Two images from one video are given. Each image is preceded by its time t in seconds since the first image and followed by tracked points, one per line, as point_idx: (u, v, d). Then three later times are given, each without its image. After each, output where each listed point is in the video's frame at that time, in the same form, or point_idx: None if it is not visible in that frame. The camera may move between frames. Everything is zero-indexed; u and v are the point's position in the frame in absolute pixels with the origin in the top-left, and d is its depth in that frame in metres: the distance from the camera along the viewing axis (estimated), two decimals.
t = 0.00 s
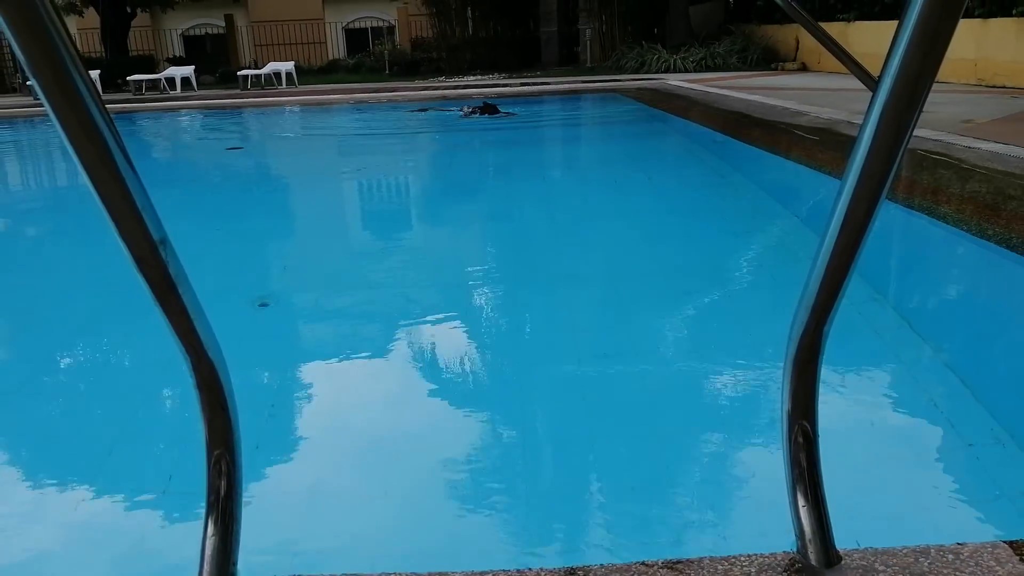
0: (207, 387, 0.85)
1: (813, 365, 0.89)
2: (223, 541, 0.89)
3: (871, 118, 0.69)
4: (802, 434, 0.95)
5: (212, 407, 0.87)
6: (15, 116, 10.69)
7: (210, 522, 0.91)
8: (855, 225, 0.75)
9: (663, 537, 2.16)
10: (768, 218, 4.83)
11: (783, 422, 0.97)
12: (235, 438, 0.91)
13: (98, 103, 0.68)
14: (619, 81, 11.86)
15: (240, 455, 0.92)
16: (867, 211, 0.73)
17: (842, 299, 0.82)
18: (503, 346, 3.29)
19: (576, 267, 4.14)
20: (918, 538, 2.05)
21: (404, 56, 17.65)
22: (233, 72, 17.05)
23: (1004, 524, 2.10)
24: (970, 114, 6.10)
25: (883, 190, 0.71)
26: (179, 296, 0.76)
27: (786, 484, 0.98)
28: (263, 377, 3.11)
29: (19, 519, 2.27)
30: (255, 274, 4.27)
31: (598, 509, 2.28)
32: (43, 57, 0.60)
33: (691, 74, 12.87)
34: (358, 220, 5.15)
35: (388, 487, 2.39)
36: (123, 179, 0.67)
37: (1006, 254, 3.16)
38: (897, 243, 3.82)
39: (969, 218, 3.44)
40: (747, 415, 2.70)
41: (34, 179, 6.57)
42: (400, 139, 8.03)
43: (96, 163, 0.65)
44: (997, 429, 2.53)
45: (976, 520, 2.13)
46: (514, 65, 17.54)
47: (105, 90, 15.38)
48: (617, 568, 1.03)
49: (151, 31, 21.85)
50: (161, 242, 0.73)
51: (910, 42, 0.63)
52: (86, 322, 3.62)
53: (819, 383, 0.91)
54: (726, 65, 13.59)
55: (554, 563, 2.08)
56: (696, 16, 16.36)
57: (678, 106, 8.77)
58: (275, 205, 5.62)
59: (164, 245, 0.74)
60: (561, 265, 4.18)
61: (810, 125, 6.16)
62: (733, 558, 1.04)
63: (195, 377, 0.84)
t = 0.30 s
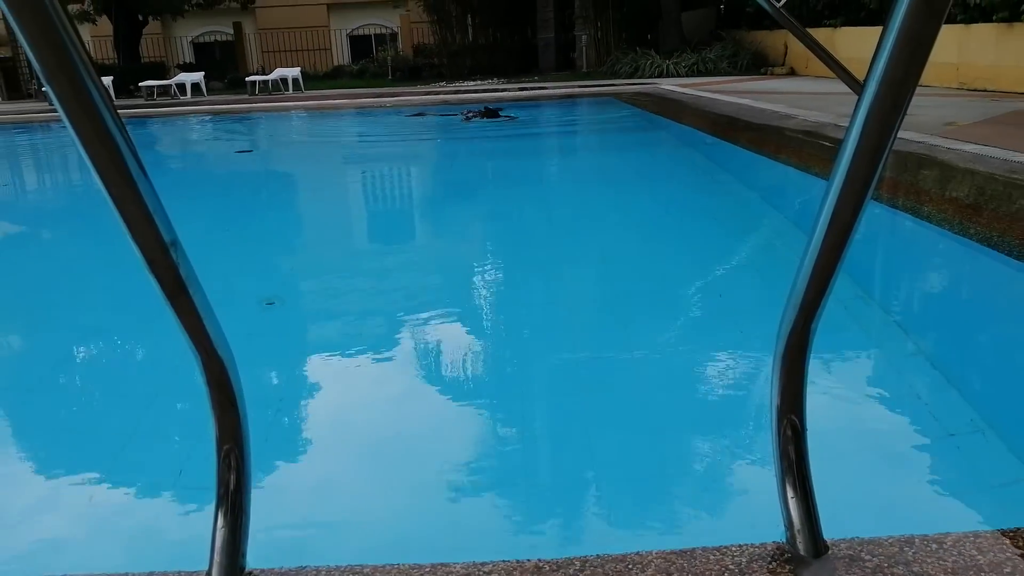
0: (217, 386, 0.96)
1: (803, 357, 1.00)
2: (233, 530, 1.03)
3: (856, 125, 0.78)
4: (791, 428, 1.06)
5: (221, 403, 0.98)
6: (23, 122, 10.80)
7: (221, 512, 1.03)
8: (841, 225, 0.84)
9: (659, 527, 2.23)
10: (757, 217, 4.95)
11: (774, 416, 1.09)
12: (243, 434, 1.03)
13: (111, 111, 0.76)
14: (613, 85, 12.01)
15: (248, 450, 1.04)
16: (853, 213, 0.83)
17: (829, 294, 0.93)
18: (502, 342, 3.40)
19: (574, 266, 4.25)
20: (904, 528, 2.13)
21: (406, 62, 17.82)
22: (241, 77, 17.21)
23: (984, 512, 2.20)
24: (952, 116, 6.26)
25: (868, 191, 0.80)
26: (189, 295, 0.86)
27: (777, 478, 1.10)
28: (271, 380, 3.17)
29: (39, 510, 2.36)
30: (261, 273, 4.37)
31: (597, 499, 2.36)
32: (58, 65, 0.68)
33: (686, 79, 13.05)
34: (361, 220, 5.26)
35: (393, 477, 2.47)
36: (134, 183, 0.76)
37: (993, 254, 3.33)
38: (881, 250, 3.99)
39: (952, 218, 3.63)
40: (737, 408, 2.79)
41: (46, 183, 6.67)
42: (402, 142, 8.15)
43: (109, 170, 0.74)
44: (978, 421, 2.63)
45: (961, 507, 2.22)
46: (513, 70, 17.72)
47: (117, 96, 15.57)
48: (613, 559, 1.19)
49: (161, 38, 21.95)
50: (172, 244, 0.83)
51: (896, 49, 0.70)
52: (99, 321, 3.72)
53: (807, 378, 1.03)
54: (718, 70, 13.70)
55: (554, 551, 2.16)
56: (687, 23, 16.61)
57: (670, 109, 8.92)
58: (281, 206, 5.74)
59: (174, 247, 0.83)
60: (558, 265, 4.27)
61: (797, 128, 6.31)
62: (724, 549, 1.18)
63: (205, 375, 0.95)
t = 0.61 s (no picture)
0: (226, 381, 1.10)
1: (793, 349, 1.08)
2: (241, 517, 1.20)
3: (846, 130, 0.85)
4: (783, 420, 1.16)
5: (229, 398, 1.12)
6: (30, 125, 10.90)
7: (229, 503, 1.19)
8: (831, 226, 0.93)
9: (651, 520, 2.28)
10: (749, 217, 5.05)
11: (767, 409, 1.18)
12: (249, 429, 1.17)
13: (121, 114, 0.85)
14: (610, 90, 12.13)
15: (253, 443, 1.19)
16: (843, 213, 0.91)
17: (820, 290, 1.01)
18: (502, 337, 3.48)
19: (571, 264, 4.33)
20: (892, 513, 2.20)
21: (408, 68, 18.01)
22: (246, 83, 17.35)
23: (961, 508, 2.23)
24: (940, 119, 6.38)
25: (857, 192, 0.88)
26: (197, 290, 0.97)
27: (770, 470, 1.21)
28: (278, 371, 3.27)
29: (54, 501, 2.44)
30: (269, 271, 4.46)
31: (593, 492, 2.42)
32: (69, 68, 0.75)
33: (681, 84, 13.19)
34: (365, 220, 5.36)
35: (395, 470, 2.53)
36: (139, 180, 0.85)
37: (977, 252, 3.44)
38: (871, 250, 4.08)
39: (939, 218, 3.77)
40: (731, 401, 2.87)
41: (56, 185, 6.76)
42: (404, 145, 8.26)
43: (118, 170, 0.83)
44: (964, 417, 2.70)
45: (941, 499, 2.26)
46: (512, 75, 17.88)
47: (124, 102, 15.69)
48: (612, 547, 1.31)
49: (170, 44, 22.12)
50: (180, 244, 0.93)
51: (882, 58, 0.77)
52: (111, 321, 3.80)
53: (798, 371, 1.12)
54: (711, 76, 13.73)
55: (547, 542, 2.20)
56: (681, 29, 16.77)
57: (665, 113, 9.04)
58: (286, 207, 5.83)
59: (182, 246, 0.94)
60: (556, 264, 4.35)
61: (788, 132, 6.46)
62: (718, 538, 1.32)
63: (213, 369, 1.08)
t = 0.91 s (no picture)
0: (228, 383, 1.11)
1: (792, 350, 1.10)
2: (242, 518, 1.21)
3: (843, 129, 0.87)
4: (781, 420, 1.18)
5: (230, 398, 1.13)
6: (35, 126, 10.95)
7: (231, 506, 1.20)
8: (829, 224, 0.94)
9: (648, 519, 2.29)
10: (747, 216, 5.07)
11: (766, 409, 1.19)
12: (250, 429, 1.18)
13: (122, 117, 0.86)
14: (609, 91, 12.14)
15: (254, 445, 1.20)
16: (840, 213, 0.92)
17: (818, 291, 1.02)
18: (501, 337, 3.49)
19: (570, 264, 4.35)
20: (889, 512, 2.21)
21: (408, 69, 18.03)
22: (247, 84, 17.39)
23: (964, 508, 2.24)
24: (937, 119, 6.39)
25: (855, 190, 0.89)
26: (198, 292, 0.99)
27: (768, 470, 1.23)
28: (279, 370, 3.29)
29: (57, 498, 2.46)
30: (269, 272, 4.48)
31: (593, 492, 2.42)
32: (72, 71, 0.77)
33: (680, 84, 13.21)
34: (365, 220, 5.38)
35: (396, 469, 2.54)
36: (141, 183, 0.87)
37: (975, 251, 3.47)
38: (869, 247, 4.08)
39: (937, 217, 3.84)
40: (729, 401, 2.88)
41: (58, 186, 6.78)
42: (405, 145, 8.29)
43: (120, 171, 0.85)
44: (962, 416, 2.72)
45: (942, 500, 2.27)
46: (512, 76, 17.90)
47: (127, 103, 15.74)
48: (610, 547, 1.32)
49: (171, 46, 22.18)
50: (181, 245, 0.95)
51: (880, 56, 0.79)
52: (113, 321, 3.82)
53: (796, 372, 1.13)
54: (711, 76, 13.79)
55: (547, 541, 2.21)
56: (680, 30, 16.79)
57: (664, 113, 9.06)
58: (287, 207, 5.85)
59: (183, 247, 0.95)
60: (556, 264, 4.37)
61: (785, 131, 6.48)
62: (717, 538, 1.33)
63: (216, 371, 1.09)
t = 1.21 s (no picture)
0: (231, 384, 1.11)
1: (796, 352, 1.09)
2: (246, 517, 1.22)
3: (848, 129, 0.86)
4: (785, 423, 1.18)
5: (234, 399, 1.13)
6: (40, 127, 10.98)
7: (235, 505, 1.21)
8: (833, 227, 0.94)
9: (651, 522, 2.29)
10: (750, 218, 5.06)
11: (770, 412, 1.19)
12: (253, 430, 1.18)
13: (126, 116, 0.86)
14: (613, 92, 12.13)
15: (258, 445, 1.20)
16: (844, 215, 0.92)
17: (822, 292, 1.02)
18: (505, 339, 3.50)
19: (573, 266, 4.35)
20: (892, 514, 2.21)
21: (412, 70, 18.05)
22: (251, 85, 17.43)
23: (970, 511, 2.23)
24: (942, 121, 6.37)
25: (859, 191, 0.89)
26: (202, 292, 0.99)
27: (772, 473, 1.23)
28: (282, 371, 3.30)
29: (61, 499, 2.46)
30: (273, 273, 4.49)
31: (596, 494, 2.42)
32: (76, 73, 0.77)
33: (684, 85, 13.20)
34: (369, 222, 5.39)
35: (400, 470, 2.55)
36: (147, 186, 0.87)
37: (978, 255, 3.50)
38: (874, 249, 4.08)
39: (942, 220, 3.83)
40: (733, 403, 2.88)
41: (63, 187, 6.80)
42: (409, 147, 8.29)
43: (125, 171, 0.85)
44: (966, 418, 2.71)
45: (947, 503, 2.26)
46: (515, 77, 17.90)
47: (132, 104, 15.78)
48: (614, 549, 1.32)
49: (176, 48, 22.24)
50: (184, 246, 0.94)
51: (883, 58, 0.78)
52: (117, 322, 3.82)
53: (800, 375, 1.13)
54: (714, 78, 13.80)
55: (550, 543, 2.21)
56: (684, 32, 16.77)
57: (668, 115, 9.06)
58: (291, 209, 5.86)
59: (188, 248, 0.95)
60: (559, 265, 4.37)
61: (789, 133, 6.47)
62: (720, 541, 1.32)
63: (219, 371, 1.09)
